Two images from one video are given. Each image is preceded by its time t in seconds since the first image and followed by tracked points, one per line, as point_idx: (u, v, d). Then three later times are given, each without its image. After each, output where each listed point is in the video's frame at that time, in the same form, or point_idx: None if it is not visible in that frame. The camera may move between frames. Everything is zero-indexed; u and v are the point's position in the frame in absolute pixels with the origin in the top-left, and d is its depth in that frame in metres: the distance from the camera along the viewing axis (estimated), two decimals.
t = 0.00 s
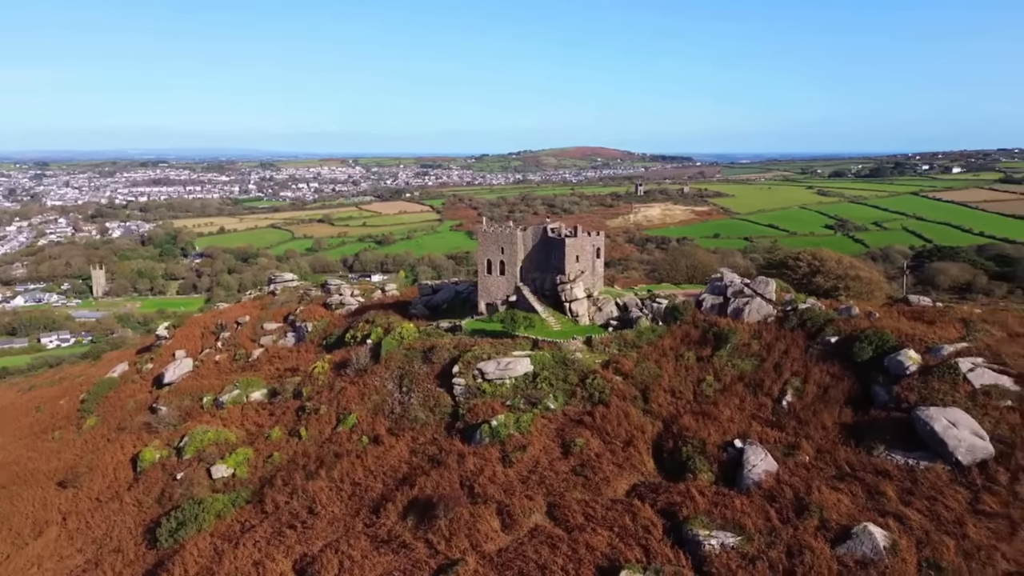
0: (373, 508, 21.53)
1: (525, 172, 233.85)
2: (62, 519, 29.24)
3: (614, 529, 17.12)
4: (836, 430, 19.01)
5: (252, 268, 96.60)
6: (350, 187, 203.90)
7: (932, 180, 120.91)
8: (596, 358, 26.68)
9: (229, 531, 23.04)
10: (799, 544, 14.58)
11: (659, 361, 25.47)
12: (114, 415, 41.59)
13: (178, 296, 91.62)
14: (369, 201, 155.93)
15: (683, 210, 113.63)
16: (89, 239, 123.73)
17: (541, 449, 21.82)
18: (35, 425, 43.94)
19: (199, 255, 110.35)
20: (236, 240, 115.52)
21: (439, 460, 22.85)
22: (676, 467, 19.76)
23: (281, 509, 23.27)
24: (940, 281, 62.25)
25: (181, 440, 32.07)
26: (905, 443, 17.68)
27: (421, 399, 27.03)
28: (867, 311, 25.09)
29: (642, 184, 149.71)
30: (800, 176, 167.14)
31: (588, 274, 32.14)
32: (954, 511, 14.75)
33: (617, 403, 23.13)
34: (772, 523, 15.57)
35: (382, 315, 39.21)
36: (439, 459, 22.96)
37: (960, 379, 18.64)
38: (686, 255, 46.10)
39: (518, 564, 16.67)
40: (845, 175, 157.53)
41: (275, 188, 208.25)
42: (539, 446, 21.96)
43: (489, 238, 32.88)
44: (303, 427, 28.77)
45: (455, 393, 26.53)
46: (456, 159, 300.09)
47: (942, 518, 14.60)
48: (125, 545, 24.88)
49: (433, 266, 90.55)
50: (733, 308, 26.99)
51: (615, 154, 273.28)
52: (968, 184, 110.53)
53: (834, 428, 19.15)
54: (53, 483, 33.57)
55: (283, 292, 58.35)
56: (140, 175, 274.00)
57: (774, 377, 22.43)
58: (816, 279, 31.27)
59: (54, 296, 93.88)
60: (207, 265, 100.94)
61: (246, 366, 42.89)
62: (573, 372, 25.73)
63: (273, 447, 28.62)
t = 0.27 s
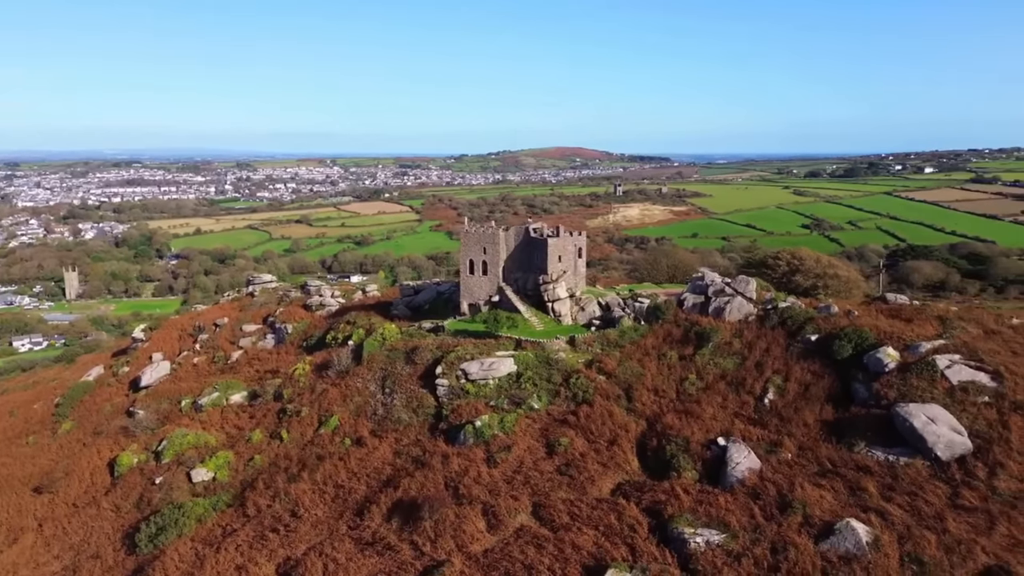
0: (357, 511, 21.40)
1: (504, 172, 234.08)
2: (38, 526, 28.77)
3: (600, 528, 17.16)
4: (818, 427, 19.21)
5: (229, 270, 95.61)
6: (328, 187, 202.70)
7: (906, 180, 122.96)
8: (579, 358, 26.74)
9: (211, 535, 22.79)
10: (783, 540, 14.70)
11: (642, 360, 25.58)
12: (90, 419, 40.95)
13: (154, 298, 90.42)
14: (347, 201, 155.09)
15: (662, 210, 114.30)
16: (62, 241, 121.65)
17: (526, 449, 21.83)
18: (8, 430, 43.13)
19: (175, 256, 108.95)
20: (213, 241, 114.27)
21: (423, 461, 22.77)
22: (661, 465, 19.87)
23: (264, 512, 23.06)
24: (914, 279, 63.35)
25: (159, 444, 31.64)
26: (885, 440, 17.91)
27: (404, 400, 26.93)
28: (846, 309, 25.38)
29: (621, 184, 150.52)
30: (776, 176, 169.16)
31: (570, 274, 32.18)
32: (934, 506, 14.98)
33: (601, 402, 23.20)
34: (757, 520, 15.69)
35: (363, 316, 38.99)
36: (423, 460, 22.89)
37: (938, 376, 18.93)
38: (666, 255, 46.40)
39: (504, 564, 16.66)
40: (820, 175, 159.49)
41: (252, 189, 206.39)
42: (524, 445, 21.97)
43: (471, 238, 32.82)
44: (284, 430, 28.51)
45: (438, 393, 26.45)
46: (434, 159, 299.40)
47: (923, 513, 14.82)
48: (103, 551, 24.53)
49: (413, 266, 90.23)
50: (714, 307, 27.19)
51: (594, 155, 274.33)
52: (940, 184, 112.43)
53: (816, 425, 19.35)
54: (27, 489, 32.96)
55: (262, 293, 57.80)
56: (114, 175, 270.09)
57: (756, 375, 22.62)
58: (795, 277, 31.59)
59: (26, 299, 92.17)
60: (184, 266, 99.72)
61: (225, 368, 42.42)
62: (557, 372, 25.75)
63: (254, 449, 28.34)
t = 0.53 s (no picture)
0: (355, 512, 21.34)
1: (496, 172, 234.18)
2: (31, 529, 28.58)
3: (600, 527, 17.17)
4: (815, 426, 19.29)
5: (221, 270, 95.16)
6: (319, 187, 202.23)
7: (896, 180, 123.77)
8: (577, 358, 26.75)
9: (208, 537, 22.69)
10: (783, 539, 14.74)
11: (639, 359, 25.61)
12: (83, 421, 40.66)
13: (144, 299, 89.87)
14: (339, 201, 154.76)
15: (653, 210, 114.53)
16: (51, 241, 120.76)
17: (524, 449, 21.83)
18: None
19: (165, 257, 108.35)
20: (204, 241, 113.69)
21: (421, 461, 22.73)
22: (660, 465, 19.91)
23: (261, 514, 22.97)
24: (905, 278, 63.77)
25: (154, 446, 31.47)
26: (883, 438, 18.00)
27: (401, 400, 26.88)
28: (841, 308, 25.51)
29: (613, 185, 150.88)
30: (767, 176, 169.95)
31: (567, 274, 32.18)
32: (933, 505, 15.08)
33: (599, 402, 23.22)
34: (757, 519, 15.74)
35: (358, 317, 38.86)
36: (421, 461, 22.84)
37: (935, 375, 19.04)
38: (660, 254, 46.51)
39: (505, 564, 16.65)
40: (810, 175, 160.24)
41: (243, 189, 205.59)
42: (522, 446, 21.96)
43: (467, 238, 32.79)
44: (280, 431, 28.39)
45: (435, 394, 26.42)
46: (426, 159, 299.03)
47: (922, 511, 14.91)
48: (99, 554, 24.39)
49: (405, 267, 90.07)
50: (710, 306, 27.25)
51: (585, 155, 274.65)
52: (930, 184, 113.16)
53: (814, 423, 19.43)
54: (20, 492, 32.74)
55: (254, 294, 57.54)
56: (103, 175, 268.55)
57: (753, 375, 22.69)
58: (790, 277, 31.70)
59: (14, 300, 91.39)
60: (174, 267, 99.14)
61: (219, 369, 42.21)
62: (554, 372, 25.74)
63: (250, 451, 28.23)
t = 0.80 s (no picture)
0: (361, 511, 21.33)
1: (496, 172, 234.23)
2: (35, 529, 28.59)
3: (608, 527, 17.17)
4: (823, 426, 19.27)
5: (220, 270, 95.07)
6: (318, 187, 202.14)
7: (895, 180, 123.87)
8: (582, 357, 26.72)
9: (213, 537, 22.67)
10: (793, 538, 14.72)
11: (644, 359, 25.60)
12: (85, 421, 40.60)
13: (144, 299, 89.71)
14: (338, 201, 154.62)
15: (653, 210, 114.53)
16: (50, 241, 120.56)
17: (530, 449, 21.81)
18: None
19: (164, 257, 108.23)
20: (203, 241, 113.52)
21: (427, 461, 22.71)
22: (667, 464, 19.90)
23: (267, 513, 22.96)
24: (906, 278, 63.88)
25: (158, 446, 31.45)
26: (891, 438, 17.99)
27: (406, 400, 26.87)
28: (847, 308, 25.49)
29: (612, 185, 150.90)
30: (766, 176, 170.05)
31: (571, 274, 32.15)
32: (944, 504, 15.07)
33: (605, 402, 23.22)
34: (766, 518, 15.74)
35: (361, 317, 38.83)
36: (427, 460, 22.84)
37: (943, 374, 19.04)
38: (661, 254, 46.51)
39: (514, 564, 16.64)
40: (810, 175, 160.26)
41: (241, 189, 205.42)
42: (529, 445, 21.95)
43: (471, 238, 32.76)
44: (285, 430, 28.37)
45: (440, 393, 26.41)
46: (425, 159, 298.91)
47: (932, 511, 14.91)
48: (104, 554, 24.39)
49: (405, 267, 90.01)
50: (715, 306, 27.23)
51: (585, 155, 274.57)
52: (929, 184, 113.22)
53: (821, 423, 19.42)
54: (23, 492, 32.70)
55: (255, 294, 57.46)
56: (101, 174, 268.04)
57: (759, 375, 22.70)
58: (794, 277, 31.67)
59: (14, 300, 91.24)
60: (174, 267, 99.03)
61: (222, 369, 42.16)
62: (559, 371, 25.73)
63: (254, 451, 28.21)
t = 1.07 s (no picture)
0: (364, 512, 21.29)
1: (492, 172, 234.27)
2: (36, 530, 28.49)
3: (613, 527, 17.17)
4: (827, 425, 19.29)
5: (217, 270, 94.86)
6: (314, 187, 201.89)
7: (891, 180, 124.22)
8: (584, 357, 26.72)
9: (216, 538, 22.63)
10: (800, 538, 14.74)
11: (647, 359, 25.60)
12: (84, 421, 40.47)
13: (140, 299, 89.42)
14: (335, 201, 154.42)
15: (650, 209, 114.61)
16: (45, 242, 120.14)
17: (534, 449, 21.79)
18: None
19: (160, 257, 107.93)
20: (199, 241, 113.24)
21: (430, 461, 22.68)
22: (671, 464, 19.90)
23: (269, 514, 22.91)
24: (902, 278, 64.17)
25: (158, 446, 31.37)
26: (895, 437, 18.02)
27: (408, 401, 26.83)
28: (848, 307, 25.52)
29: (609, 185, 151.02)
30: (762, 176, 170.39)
31: (572, 274, 32.13)
32: (949, 503, 15.11)
33: (608, 402, 23.21)
34: (772, 518, 15.76)
35: (361, 317, 38.75)
36: (430, 460, 22.81)
37: (946, 373, 19.07)
38: (660, 254, 46.51)
39: (519, 565, 16.64)
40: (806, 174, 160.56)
41: (238, 189, 205.07)
42: (532, 445, 21.93)
43: (472, 238, 32.72)
44: (286, 431, 28.31)
45: (442, 393, 26.39)
46: (421, 160, 298.74)
47: (938, 510, 14.94)
48: (105, 555, 24.33)
49: (402, 267, 89.94)
50: (717, 306, 27.25)
51: (581, 155, 274.75)
52: (924, 184, 113.50)
53: (825, 423, 19.43)
54: (22, 493, 32.57)
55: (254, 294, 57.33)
56: (96, 174, 267.14)
57: (762, 374, 22.71)
58: (795, 276, 31.68)
59: (9, 301, 90.90)
60: (170, 267, 98.75)
61: (221, 370, 42.04)
62: (561, 371, 25.72)
63: (256, 451, 28.15)
